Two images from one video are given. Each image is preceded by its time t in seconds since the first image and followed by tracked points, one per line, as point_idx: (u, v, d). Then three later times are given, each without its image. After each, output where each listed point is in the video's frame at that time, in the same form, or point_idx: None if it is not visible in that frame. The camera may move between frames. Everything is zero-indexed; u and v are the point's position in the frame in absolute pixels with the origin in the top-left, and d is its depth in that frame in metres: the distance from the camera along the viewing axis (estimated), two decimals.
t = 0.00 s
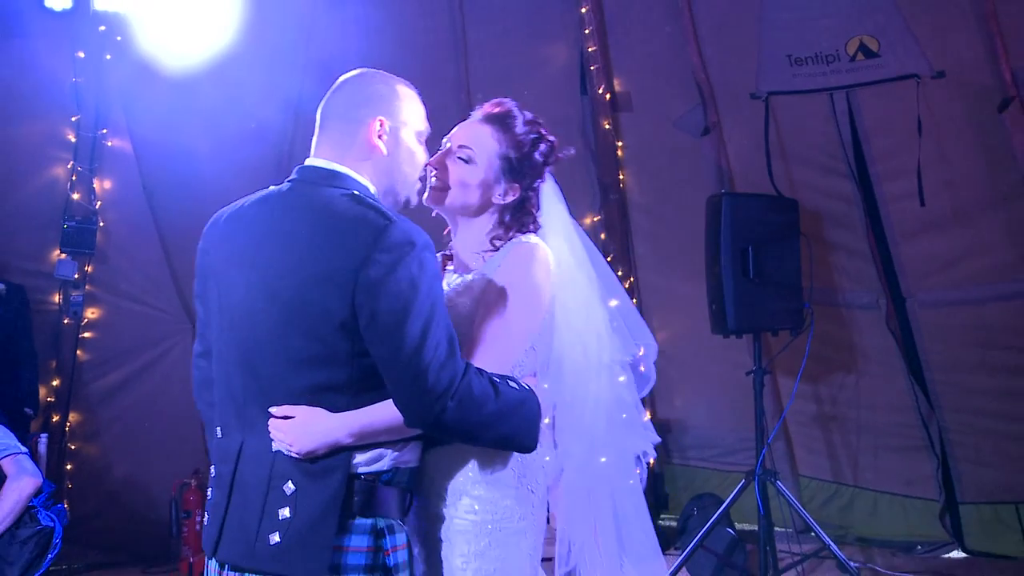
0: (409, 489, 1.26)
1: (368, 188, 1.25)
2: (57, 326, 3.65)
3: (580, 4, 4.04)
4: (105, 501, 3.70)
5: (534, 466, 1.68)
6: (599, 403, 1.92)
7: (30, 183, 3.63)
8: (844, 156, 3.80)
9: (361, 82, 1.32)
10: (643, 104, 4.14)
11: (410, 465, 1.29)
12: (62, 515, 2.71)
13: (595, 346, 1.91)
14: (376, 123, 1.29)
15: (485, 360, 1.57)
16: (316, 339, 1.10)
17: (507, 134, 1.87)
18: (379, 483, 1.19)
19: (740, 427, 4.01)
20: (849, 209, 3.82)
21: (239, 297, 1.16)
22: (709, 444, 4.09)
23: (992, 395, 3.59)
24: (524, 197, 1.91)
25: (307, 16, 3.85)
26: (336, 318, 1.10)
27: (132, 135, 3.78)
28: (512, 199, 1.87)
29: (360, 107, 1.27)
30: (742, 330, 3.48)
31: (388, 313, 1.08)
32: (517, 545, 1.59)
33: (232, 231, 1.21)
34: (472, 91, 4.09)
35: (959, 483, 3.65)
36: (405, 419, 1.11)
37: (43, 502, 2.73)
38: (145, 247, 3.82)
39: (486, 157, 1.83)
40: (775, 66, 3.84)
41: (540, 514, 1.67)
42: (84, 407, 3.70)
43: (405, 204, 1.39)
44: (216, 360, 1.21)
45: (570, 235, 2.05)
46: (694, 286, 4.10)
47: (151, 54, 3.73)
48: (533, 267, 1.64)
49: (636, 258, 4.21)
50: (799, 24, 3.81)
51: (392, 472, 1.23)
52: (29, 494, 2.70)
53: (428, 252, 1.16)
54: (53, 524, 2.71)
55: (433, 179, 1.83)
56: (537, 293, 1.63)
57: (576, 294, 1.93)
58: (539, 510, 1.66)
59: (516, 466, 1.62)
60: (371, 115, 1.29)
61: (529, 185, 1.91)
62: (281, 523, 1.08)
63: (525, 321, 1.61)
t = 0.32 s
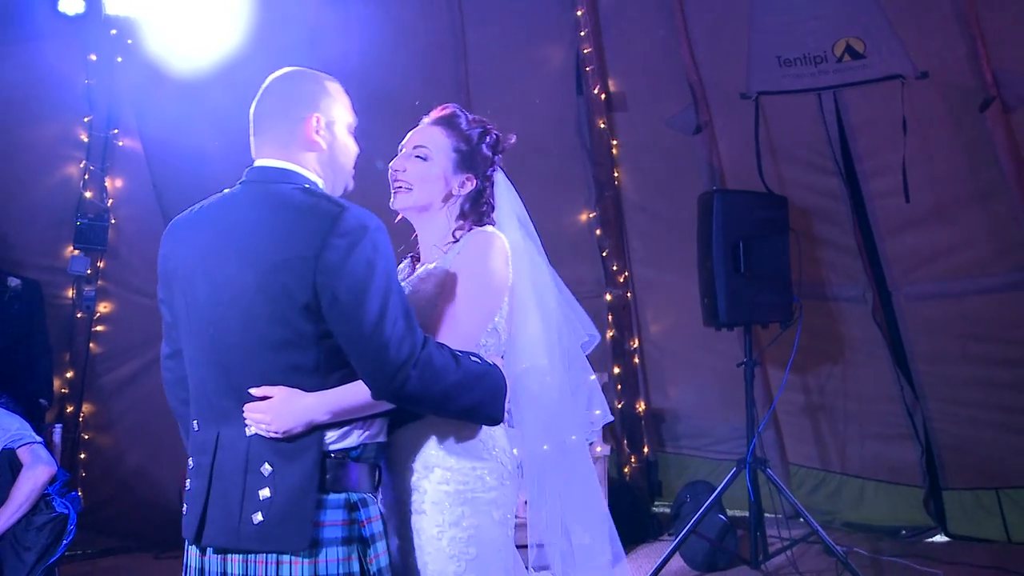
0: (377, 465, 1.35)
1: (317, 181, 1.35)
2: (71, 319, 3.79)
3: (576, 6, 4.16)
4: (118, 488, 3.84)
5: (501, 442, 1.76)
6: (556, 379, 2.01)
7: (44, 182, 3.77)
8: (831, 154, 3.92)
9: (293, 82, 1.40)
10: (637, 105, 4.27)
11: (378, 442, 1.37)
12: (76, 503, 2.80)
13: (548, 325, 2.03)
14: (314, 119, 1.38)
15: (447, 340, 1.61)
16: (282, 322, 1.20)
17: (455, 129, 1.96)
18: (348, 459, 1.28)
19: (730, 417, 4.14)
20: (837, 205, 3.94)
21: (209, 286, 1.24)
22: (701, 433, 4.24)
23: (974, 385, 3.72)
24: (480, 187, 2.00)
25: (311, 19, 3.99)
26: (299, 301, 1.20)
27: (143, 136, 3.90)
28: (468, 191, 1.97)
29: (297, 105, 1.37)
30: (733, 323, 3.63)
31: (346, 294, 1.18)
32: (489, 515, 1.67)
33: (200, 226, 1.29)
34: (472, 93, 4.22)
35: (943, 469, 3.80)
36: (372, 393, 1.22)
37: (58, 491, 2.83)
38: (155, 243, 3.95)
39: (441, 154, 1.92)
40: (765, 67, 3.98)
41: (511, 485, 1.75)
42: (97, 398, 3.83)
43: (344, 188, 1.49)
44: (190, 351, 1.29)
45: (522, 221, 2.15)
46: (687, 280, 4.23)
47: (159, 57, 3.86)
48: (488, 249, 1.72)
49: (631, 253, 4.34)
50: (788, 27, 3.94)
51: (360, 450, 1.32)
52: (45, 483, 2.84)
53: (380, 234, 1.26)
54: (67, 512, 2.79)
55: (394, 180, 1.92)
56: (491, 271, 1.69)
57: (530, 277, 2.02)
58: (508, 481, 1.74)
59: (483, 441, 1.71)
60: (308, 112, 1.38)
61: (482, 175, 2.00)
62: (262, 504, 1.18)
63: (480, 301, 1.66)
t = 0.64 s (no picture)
0: (355, 449, 1.37)
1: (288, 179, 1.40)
2: (86, 312, 3.93)
3: (574, 9, 4.24)
4: (132, 475, 3.99)
5: (481, 426, 1.73)
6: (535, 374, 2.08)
7: (59, 181, 3.90)
8: (822, 152, 4.04)
9: (257, 83, 1.45)
10: (633, 105, 4.40)
11: (357, 426, 1.39)
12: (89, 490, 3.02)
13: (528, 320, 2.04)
14: (279, 119, 1.43)
15: (418, 328, 1.63)
16: (243, 313, 1.24)
17: (438, 121, 1.94)
18: (321, 444, 1.32)
19: (723, 408, 4.29)
20: (826, 203, 4.07)
21: (180, 282, 1.30)
22: (695, 423, 4.38)
23: (959, 376, 3.86)
24: (468, 178, 2.00)
25: (316, 23, 4.11)
26: (258, 292, 1.24)
27: (153, 135, 4.02)
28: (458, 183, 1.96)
29: (260, 106, 1.41)
30: (727, 316, 3.74)
31: (297, 281, 1.21)
32: (466, 500, 1.66)
33: (177, 229, 1.36)
34: (473, 93, 4.35)
35: (927, 458, 3.93)
36: (333, 377, 1.22)
37: (74, 479, 3.07)
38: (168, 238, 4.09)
39: (425, 149, 1.91)
40: (757, 69, 4.09)
41: (491, 469, 1.72)
42: (111, 388, 3.97)
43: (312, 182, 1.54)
44: (177, 345, 1.35)
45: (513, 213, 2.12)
46: (682, 274, 4.36)
47: (171, 60, 3.97)
48: (462, 244, 1.71)
49: (627, 249, 4.48)
50: (780, 29, 4.06)
51: (334, 434, 1.35)
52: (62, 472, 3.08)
53: (335, 223, 1.28)
54: (81, 498, 3.03)
55: (385, 178, 1.92)
56: (462, 266, 1.68)
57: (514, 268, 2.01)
58: (489, 466, 1.71)
59: (458, 427, 1.69)
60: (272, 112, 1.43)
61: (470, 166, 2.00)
62: (238, 489, 1.24)
63: (454, 291, 1.65)
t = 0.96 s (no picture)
0: (347, 440, 1.42)
1: (278, 175, 1.48)
2: (102, 306, 4.07)
3: (574, 12, 4.41)
4: (146, 463, 4.13)
5: (470, 431, 1.74)
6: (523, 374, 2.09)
7: (75, 179, 4.02)
8: (814, 150, 4.17)
9: (254, 86, 1.54)
10: (631, 104, 4.52)
11: (351, 419, 1.43)
12: (104, 477, 3.20)
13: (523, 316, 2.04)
14: (268, 117, 1.52)
15: (402, 325, 1.62)
16: (230, 309, 1.33)
17: (439, 116, 1.96)
18: (308, 435, 1.36)
19: (718, 398, 4.44)
20: (819, 199, 4.19)
21: (185, 286, 1.42)
22: (691, 412, 4.52)
23: (946, 366, 4.01)
24: (469, 168, 1.99)
25: (325, 28, 4.26)
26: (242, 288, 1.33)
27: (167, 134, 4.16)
28: (459, 172, 1.96)
29: (249, 106, 1.50)
30: (722, 308, 3.86)
31: (270, 274, 1.28)
32: (450, 506, 1.68)
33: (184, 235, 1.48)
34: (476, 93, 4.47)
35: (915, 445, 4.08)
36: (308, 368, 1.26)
37: (91, 466, 3.24)
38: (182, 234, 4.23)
39: (424, 142, 1.93)
40: (751, 70, 4.23)
41: (477, 475, 1.73)
42: (126, 379, 4.11)
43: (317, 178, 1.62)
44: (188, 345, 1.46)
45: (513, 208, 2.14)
46: (678, 268, 4.50)
47: (184, 61, 4.12)
48: (460, 244, 1.73)
49: (625, 244, 4.60)
50: (774, 32, 4.19)
51: (324, 426, 1.39)
52: (80, 459, 3.26)
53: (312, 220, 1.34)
54: (98, 484, 3.21)
55: (389, 172, 1.96)
56: (458, 266, 1.70)
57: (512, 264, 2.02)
58: (476, 472, 1.72)
59: (445, 432, 1.70)
60: (262, 111, 1.52)
61: (471, 156, 2.00)
62: (227, 477, 1.31)
63: (445, 293, 1.66)
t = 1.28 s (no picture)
0: (339, 439, 1.46)
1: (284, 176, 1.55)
2: (116, 303, 4.22)
3: (571, 16, 4.52)
4: (159, 454, 4.30)
5: (450, 438, 1.60)
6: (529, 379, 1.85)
7: (90, 180, 4.17)
8: (804, 150, 4.30)
9: (276, 88, 1.62)
10: (626, 105, 4.65)
11: (345, 419, 1.47)
12: (118, 466, 3.39)
13: (508, 322, 1.74)
14: (279, 119, 1.58)
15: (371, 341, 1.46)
16: (221, 302, 1.42)
17: (433, 103, 1.75)
18: (298, 434, 1.41)
19: (712, 391, 4.57)
20: (808, 197, 4.33)
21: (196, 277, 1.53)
22: (686, 405, 4.67)
23: (931, 359, 4.15)
24: (461, 154, 1.73)
25: (329, 32, 4.37)
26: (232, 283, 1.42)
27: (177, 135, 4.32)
28: (449, 161, 1.71)
29: (264, 106, 1.59)
30: (714, 304, 4.00)
31: (252, 272, 1.36)
32: (427, 516, 1.55)
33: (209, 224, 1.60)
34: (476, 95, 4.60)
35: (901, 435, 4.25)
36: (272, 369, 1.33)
37: (105, 457, 3.44)
38: (192, 232, 4.37)
39: (413, 132, 1.75)
40: (742, 72, 4.35)
41: (458, 484, 1.59)
42: (139, 372, 4.27)
43: (334, 180, 1.66)
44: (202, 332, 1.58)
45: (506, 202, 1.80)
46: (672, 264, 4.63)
47: (192, 65, 4.24)
48: (437, 252, 1.53)
49: (621, 241, 4.74)
50: (763, 35, 4.33)
51: (316, 426, 1.43)
52: (94, 449, 3.47)
53: (295, 224, 1.40)
54: (112, 475, 3.40)
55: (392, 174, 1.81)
56: (434, 277, 1.51)
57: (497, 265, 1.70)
58: (456, 481, 1.58)
59: (421, 441, 1.57)
60: (276, 113, 1.59)
61: (461, 139, 1.74)
62: (221, 468, 1.41)
63: (417, 307, 1.48)
